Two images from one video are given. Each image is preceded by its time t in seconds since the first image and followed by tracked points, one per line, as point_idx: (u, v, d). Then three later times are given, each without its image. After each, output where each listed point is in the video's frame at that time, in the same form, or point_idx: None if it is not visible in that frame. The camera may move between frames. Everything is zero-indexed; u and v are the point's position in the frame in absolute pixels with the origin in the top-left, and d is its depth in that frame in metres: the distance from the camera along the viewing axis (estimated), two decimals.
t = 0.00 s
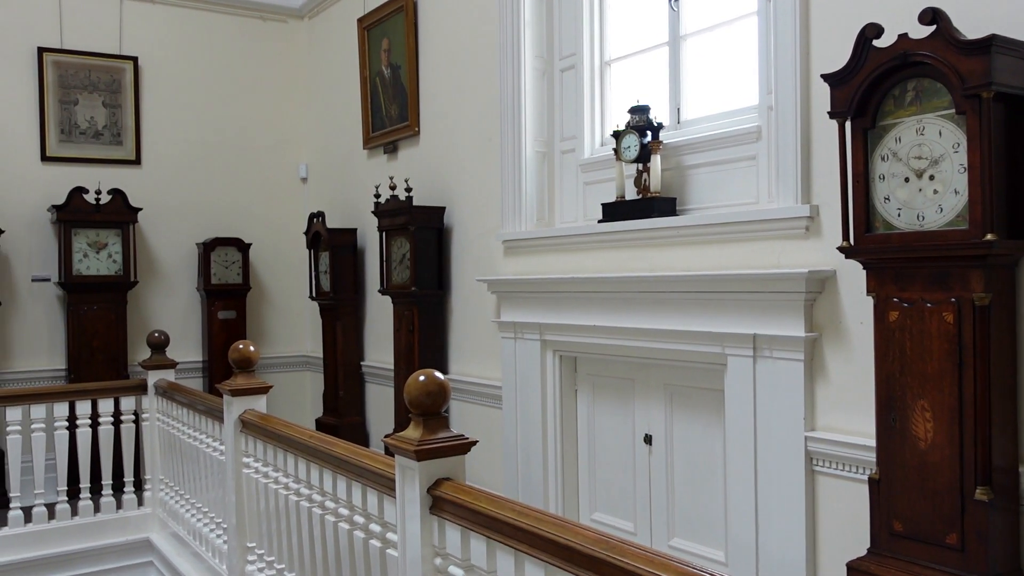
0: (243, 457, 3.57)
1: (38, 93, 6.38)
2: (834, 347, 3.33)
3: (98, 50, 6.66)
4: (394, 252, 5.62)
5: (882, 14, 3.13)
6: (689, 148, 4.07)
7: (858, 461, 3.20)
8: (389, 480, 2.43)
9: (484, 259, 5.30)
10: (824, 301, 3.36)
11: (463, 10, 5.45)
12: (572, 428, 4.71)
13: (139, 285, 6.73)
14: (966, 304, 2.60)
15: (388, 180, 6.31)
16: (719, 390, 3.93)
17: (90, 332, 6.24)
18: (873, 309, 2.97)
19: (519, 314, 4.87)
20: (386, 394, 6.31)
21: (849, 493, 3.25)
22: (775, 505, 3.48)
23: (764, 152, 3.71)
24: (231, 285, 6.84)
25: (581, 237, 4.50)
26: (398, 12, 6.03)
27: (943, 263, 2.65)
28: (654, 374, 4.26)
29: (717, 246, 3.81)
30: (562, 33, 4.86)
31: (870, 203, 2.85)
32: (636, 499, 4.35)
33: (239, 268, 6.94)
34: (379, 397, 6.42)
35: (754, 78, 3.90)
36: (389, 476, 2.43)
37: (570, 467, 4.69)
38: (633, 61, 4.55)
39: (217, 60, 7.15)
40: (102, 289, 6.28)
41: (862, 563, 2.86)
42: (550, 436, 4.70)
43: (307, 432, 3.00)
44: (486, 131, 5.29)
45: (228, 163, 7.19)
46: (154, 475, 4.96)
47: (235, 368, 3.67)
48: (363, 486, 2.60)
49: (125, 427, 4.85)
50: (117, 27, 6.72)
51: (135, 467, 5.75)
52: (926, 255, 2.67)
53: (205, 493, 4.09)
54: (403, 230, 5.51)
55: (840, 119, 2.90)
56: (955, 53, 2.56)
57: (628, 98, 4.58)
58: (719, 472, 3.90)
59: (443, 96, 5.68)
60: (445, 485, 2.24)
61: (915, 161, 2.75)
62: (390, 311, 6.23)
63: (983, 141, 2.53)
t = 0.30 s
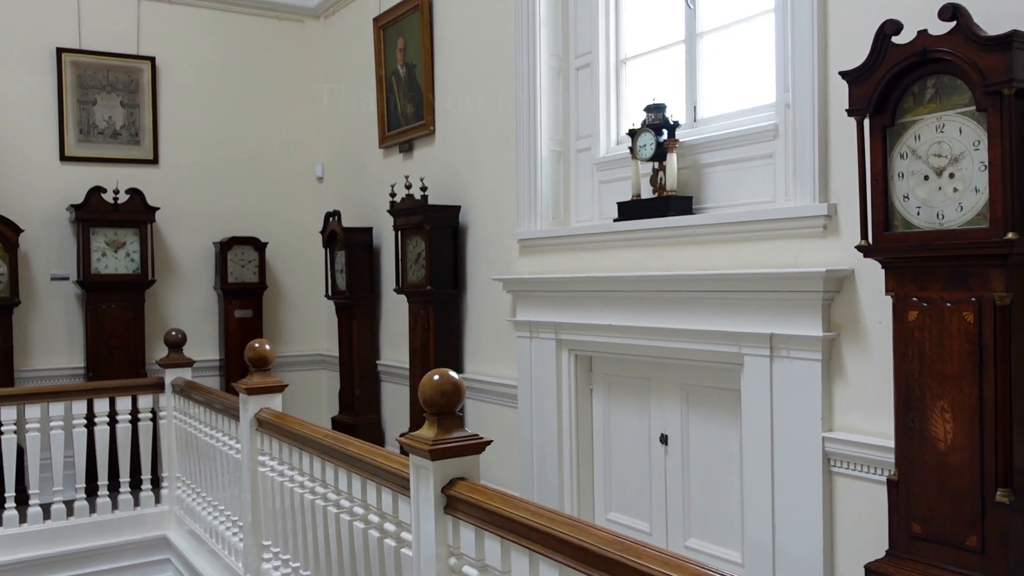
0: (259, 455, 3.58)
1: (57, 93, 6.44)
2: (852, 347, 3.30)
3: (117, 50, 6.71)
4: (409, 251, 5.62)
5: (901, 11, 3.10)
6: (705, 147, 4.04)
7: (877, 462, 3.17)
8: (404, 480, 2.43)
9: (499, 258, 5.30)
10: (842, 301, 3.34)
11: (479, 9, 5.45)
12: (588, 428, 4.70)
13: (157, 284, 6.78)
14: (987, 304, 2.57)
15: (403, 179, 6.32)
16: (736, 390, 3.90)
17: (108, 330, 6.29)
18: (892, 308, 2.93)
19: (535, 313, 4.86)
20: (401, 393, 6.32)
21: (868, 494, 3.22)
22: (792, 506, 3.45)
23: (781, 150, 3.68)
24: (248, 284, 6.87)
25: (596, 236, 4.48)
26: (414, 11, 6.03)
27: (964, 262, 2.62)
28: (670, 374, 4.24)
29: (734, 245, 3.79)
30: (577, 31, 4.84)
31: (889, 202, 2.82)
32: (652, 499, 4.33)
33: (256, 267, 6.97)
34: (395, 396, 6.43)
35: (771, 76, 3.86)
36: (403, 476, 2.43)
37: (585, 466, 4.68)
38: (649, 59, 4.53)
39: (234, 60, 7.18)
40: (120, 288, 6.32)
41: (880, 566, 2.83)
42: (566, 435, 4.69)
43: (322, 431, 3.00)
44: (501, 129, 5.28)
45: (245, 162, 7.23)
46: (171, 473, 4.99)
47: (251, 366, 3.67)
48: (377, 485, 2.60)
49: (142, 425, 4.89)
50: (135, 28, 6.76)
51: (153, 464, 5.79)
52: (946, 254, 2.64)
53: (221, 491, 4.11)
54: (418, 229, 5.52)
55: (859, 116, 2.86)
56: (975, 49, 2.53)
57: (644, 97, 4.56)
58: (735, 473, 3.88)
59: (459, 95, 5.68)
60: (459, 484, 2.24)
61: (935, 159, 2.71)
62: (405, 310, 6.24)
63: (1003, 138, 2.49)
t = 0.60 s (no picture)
0: (275, 454, 3.59)
1: (77, 94, 6.50)
2: (872, 348, 3.26)
3: (136, 51, 6.76)
4: (426, 251, 5.63)
5: (923, 7, 3.06)
6: (723, 146, 4.01)
7: (897, 464, 3.13)
8: (419, 480, 2.43)
9: (516, 258, 5.29)
10: (862, 301, 3.30)
11: (495, 8, 5.44)
12: (604, 429, 4.68)
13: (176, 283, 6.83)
14: (1010, 304, 2.53)
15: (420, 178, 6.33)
16: (754, 390, 3.87)
17: (127, 329, 6.34)
18: (912, 309, 2.90)
19: (551, 313, 4.84)
20: (418, 392, 6.33)
21: (888, 497, 3.19)
22: (811, 509, 3.41)
23: (800, 149, 3.65)
24: (266, 283, 6.91)
25: (613, 235, 4.46)
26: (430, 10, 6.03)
27: (986, 262, 2.58)
28: (687, 374, 4.21)
29: (753, 245, 3.76)
30: (594, 30, 4.82)
31: (909, 201, 2.78)
32: (669, 500, 4.30)
33: (273, 266, 7.01)
34: (411, 395, 6.44)
35: (791, 74, 3.83)
36: (418, 476, 2.43)
37: (602, 467, 4.66)
38: (667, 58, 4.50)
39: (251, 60, 7.21)
40: (139, 287, 6.37)
41: (900, 569, 2.80)
42: (582, 436, 4.67)
43: (338, 431, 3.01)
44: (518, 129, 5.27)
45: (262, 162, 7.26)
46: (188, 472, 5.03)
47: (268, 365, 3.68)
48: (393, 485, 2.59)
49: (160, 423, 4.92)
50: (153, 29, 6.81)
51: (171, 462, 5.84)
52: (968, 254, 2.60)
53: (238, 490, 4.12)
54: (435, 228, 5.52)
55: (879, 115, 2.83)
56: (998, 46, 2.49)
57: (661, 96, 4.53)
58: (753, 474, 3.85)
59: (475, 94, 5.67)
60: (474, 485, 2.23)
61: (956, 158, 2.68)
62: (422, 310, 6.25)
63: None
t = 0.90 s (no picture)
0: (292, 453, 3.60)
1: (98, 95, 6.56)
2: (893, 349, 3.23)
3: (157, 52, 6.81)
4: (443, 250, 5.64)
5: (945, 4, 3.02)
6: (742, 144, 3.99)
7: (918, 467, 3.10)
8: (435, 480, 2.42)
9: (533, 257, 5.28)
10: (882, 302, 3.27)
11: (513, 7, 5.43)
12: (621, 429, 4.67)
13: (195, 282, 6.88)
14: None
15: (438, 178, 6.34)
16: (772, 391, 3.84)
17: (147, 328, 6.39)
18: (934, 309, 2.86)
19: (568, 312, 4.83)
20: (435, 392, 6.34)
21: (909, 500, 3.15)
22: (831, 512, 3.38)
23: (820, 148, 3.61)
24: (284, 282, 6.95)
25: (631, 235, 4.44)
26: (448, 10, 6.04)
27: (1009, 262, 2.54)
28: (705, 375, 4.19)
29: (772, 245, 3.73)
30: (612, 28, 4.80)
31: (931, 200, 2.74)
32: (687, 502, 4.28)
33: (292, 266, 7.04)
34: (428, 395, 6.45)
35: (811, 72, 3.79)
36: (434, 476, 2.42)
37: (619, 468, 4.65)
38: (685, 56, 4.47)
39: (270, 60, 7.25)
40: (159, 287, 6.43)
41: (920, 573, 2.77)
42: (599, 436, 4.66)
43: (354, 430, 3.01)
44: (535, 128, 5.26)
45: (281, 162, 7.29)
46: (207, 470, 5.06)
47: (285, 364, 3.70)
48: (409, 485, 2.60)
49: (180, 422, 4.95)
50: (173, 29, 6.86)
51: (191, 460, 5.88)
52: (991, 254, 2.57)
53: (256, 488, 4.15)
54: (452, 228, 5.53)
55: (900, 113, 2.79)
56: (1022, 43, 2.46)
57: (680, 94, 4.51)
58: (771, 476, 3.82)
59: (493, 93, 5.67)
60: (490, 485, 2.23)
61: (979, 157, 2.64)
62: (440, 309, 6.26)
63: None
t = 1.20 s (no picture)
0: (312, 453, 3.62)
1: (122, 96, 6.63)
2: (917, 350, 3.19)
3: (180, 53, 6.87)
4: (463, 250, 5.65)
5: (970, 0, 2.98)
6: (763, 143, 3.96)
7: (943, 470, 3.06)
8: (453, 481, 2.42)
9: (553, 258, 5.27)
10: (906, 303, 3.23)
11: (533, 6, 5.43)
12: (642, 430, 4.65)
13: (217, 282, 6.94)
14: None
15: (457, 178, 6.35)
16: (794, 392, 3.80)
17: (170, 328, 6.46)
18: (959, 310, 2.82)
19: (589, 313, 4.82)
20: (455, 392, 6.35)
21: (933, 503, 3.11)
22: (854, 515, 3.34)
23: (843, 147, 3.58)
24: (305, 282, 6.99)
25: (651, 235, 4.42)
26: (468, 10, 6.04)
27: None
28: (727, 375, 4.16)
29: (794, 245, 3.69)
30: (633, 28, 4.78)
31: (956, 200, 2.71)
32: (708, 504, 4.25)
33: (313, 266, 7.08)
34: (448, 394, 6.46)
35: (833, 71, 3.76)
36: (453, 476, 2.43)
37: (639, 469, 4.63)
38: (707, 54, 4.44)
39: (291, 61, 7.30)
40: (181, 286, 6.49)
41: None
42: (619, 438, 4.64)
43: (374, 430, 3.02)
44: (555, 128, 5.25)
45: (302, 162, 7.34)
46: (229, 469, 5.10)
47: (306, 364, 3.71)
48: (427, 486, 2.60)
49: (202, 421, 4.99)
50: (196, 31, 6.92)
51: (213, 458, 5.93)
52: (1017, 255, 2.53)
53: (277, 487, 4.17)
54: (472, 228, 5.53)
55: (924, 111, 2.76)
56: None
57: (701, 93, 4.48)
58: (793, 478, 3.78)
59: (513, 93, 5.67)
60: (509, 486, 2.22)
61: (1005, 155, 2.60)
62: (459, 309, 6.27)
63: None
